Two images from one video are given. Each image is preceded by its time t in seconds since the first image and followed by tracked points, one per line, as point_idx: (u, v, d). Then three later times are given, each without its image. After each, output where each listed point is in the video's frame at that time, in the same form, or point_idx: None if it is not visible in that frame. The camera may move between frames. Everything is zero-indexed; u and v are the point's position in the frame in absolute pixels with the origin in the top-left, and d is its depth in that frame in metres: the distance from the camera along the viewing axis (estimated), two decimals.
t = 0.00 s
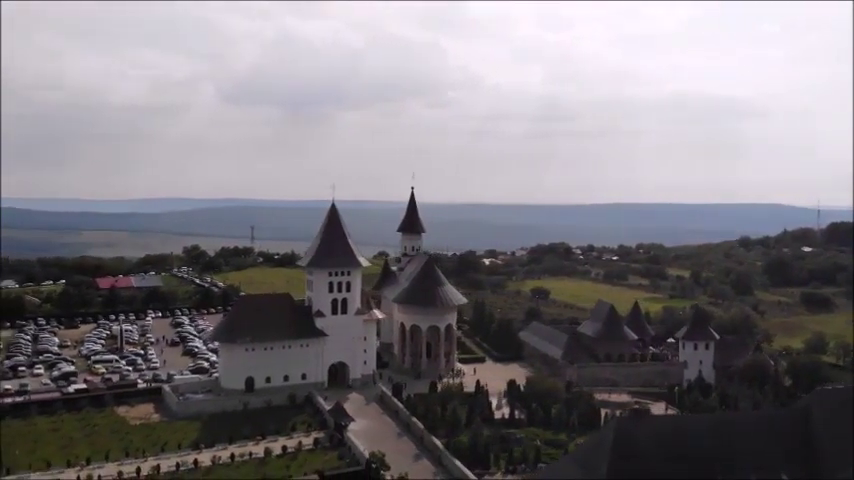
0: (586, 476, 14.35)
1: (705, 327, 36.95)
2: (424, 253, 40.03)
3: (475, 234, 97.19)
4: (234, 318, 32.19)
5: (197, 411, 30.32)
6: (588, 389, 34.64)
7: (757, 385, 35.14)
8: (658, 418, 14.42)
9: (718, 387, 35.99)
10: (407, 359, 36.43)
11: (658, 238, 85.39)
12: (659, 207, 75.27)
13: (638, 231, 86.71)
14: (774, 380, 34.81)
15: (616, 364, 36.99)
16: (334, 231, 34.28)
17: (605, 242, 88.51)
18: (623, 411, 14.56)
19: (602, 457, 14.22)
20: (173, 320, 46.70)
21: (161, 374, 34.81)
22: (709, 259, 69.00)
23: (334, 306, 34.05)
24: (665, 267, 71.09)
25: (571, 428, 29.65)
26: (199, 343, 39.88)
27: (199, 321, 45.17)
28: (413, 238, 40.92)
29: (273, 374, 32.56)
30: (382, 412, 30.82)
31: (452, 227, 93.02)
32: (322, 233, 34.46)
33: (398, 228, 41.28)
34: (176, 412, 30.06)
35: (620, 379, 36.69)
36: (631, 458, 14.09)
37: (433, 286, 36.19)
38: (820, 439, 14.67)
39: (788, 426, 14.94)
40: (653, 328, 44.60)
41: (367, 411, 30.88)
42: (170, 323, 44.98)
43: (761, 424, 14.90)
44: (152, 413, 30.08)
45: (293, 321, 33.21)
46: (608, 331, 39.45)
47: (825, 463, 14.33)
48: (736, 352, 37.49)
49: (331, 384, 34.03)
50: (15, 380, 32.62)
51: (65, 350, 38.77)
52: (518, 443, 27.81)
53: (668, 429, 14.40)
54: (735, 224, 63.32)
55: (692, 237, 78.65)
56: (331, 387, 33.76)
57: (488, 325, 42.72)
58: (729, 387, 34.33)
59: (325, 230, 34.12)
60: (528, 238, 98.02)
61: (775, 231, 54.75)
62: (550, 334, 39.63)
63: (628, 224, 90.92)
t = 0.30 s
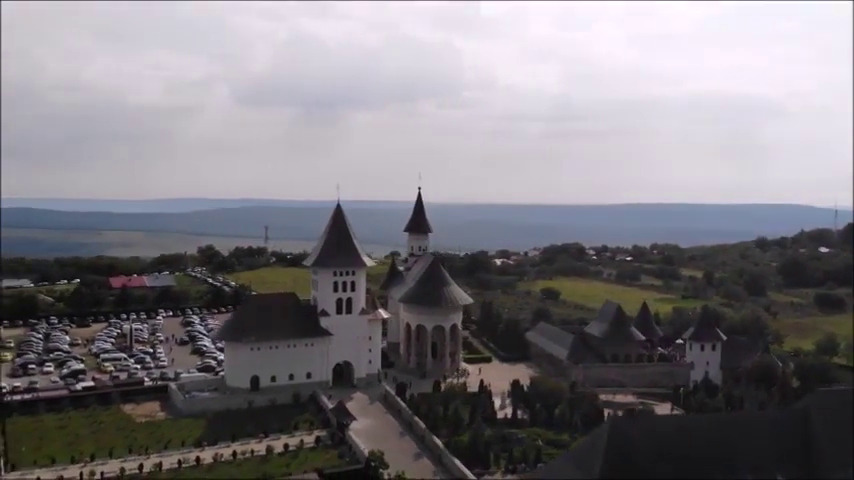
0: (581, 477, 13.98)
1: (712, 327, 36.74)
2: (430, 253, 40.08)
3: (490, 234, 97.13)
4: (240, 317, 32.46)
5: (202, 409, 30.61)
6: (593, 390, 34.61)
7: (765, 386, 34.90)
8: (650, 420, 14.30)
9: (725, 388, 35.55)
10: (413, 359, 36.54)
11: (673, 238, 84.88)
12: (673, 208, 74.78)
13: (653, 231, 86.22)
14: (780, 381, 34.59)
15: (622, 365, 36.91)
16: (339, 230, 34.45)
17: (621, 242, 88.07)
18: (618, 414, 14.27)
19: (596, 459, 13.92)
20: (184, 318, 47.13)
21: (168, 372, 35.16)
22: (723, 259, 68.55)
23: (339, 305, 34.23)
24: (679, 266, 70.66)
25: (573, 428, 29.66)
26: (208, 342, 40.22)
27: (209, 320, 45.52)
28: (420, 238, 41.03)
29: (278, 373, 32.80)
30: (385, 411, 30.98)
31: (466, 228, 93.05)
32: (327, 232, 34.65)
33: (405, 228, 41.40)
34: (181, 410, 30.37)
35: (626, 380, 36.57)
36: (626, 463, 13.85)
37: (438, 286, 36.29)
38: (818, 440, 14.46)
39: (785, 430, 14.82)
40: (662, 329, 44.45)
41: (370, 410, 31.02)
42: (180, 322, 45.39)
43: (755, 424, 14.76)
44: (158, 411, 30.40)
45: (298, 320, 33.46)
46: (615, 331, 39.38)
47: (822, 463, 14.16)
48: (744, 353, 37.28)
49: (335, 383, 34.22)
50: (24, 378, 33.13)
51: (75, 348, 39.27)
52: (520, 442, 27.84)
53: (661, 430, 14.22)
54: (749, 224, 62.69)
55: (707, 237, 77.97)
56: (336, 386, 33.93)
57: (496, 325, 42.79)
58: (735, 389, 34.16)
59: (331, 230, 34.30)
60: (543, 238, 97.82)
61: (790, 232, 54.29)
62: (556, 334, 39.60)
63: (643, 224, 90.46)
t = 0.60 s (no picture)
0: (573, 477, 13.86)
1: (718, 328, 36.57)
2: (437, 253, 40.20)
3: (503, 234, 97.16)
4: (245, 316, 32.72)
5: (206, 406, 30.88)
6: (598, 390, 34.56)
7: (771, 387, 34.67)
8: (644, 417, 14.12)
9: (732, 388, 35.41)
10: (418, 358, 36.66)
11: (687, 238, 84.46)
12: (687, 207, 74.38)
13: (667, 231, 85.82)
14: (787, 382, 34.37)
15: (628, 365, 36.83)
16: (344, 230, 34.66)
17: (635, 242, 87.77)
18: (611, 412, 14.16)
19: (589, 458, 13.75)
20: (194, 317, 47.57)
21: (175, 370, 35.52)
22: (737, 259, 68.08)
23: (343, 304, 34.44)
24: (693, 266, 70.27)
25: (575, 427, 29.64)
26: (216, 341, 40.58)
27: (218, 319, 45.88)
28: (426, 238, 41.16)
29: (283, 371, 33.02)
30: (388, 410, 31.12)
31: (479, 228, 93.10)
32: (332, 232, 34.87)
33: (411, 228, 41.54)
34: (186, 408, 30.66)
35: (631, 380, 36.48)
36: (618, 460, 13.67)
37: (443, 285, 36.39)
38: (812, 439, 14.09)
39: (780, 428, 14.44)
40: (670, 330, 44.30)
41: (373, 408, 31.17)
42: (190, 321, 45.80)
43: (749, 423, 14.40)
44: (163, 408, 30.72)
45: (303, 319, 33.68)
46: (621, 331, 39.30)
47: (817, 463, 13.85)
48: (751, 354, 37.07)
49: (340, 382, 34.41)
50: (33, 375, 33.59)
51: (86, 346, 39.75)
52: (521, 442, 27.87)
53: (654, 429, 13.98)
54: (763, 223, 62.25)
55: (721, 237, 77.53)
56: (340, 385, 34.12)
57: (503, 325, 42.81)
58: (741, 390, 34.00)
59: (335, 229, 34.52)
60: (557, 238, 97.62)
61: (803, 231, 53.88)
62: (562, 334, 39.58)
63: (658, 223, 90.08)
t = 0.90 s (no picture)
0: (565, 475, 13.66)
1: (725, 328, 36.42)
2: (443, 253, 40.34)
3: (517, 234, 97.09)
4: (250, 315, 33.01)
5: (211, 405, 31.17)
6: (602, 390, 34.53)
7: (777, 389, 34.46)
8: (641, 418, 13.85)
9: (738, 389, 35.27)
10: (423, 357, 36.78)
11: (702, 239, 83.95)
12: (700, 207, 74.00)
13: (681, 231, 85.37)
14: (793, 383, 34.15)
15: (633, 366, 36.75)
16: (349, 230, 34.88)
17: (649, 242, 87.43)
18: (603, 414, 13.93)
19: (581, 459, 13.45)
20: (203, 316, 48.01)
21: (182, 368, 35.89)
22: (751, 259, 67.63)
23: (348, 304, 34.66)
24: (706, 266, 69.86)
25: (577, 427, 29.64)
26: (224, 340, 40.93)
27: (227, 318, 46.28)
28: (432, 238, 41.30)
29: (288, 370, 33.25)
30: (391, 409, 31.29)
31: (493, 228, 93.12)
32: (337, 232, 35.10)
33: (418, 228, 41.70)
34: (191, 406, 30.98)
35: (637, 381, 36.41)
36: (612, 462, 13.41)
37: (448, 285, 36.51)
38: (808, 439, 13.78)
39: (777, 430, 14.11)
40: (679, 330, 44.15)
41: (376, 407, 31.35)
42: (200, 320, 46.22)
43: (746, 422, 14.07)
44: (168, 406, 31.06)
45: (308, 319, 33.92)
46: (627, 332, 39.23)
47: (815, 463, 13.49)
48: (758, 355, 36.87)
49: (345, 381, 34.60)
50: (42, 373, 34.09)
51: (96, 344, 40.26)
52: (521, 441, 27.92)
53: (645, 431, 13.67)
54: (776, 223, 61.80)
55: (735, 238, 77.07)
56: (345, 384, 34.31)
57: (510, 325, 42.84)
58: (747, 391, 33.83)
59: (340, 229, 34.75)
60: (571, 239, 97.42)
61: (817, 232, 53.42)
62: (568, 334, 39.57)
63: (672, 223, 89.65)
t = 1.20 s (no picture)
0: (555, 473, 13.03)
1: (731, 329, 36.23)
2: (448, 253, 40.45)
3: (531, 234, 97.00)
4: (255, 314, 33.27)
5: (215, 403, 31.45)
6: (606, 391, 34.46)
7: (782, 390, 34.25)
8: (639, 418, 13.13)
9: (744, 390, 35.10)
10: (428, 357, 36.90)
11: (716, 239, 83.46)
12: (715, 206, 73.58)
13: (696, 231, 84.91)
14: (800, 384, 33.90)
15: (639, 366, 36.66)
16: (354, 230, 35.06)
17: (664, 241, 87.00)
18: (600, 413, 13.20)
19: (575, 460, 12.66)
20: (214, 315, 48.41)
21: (189, 367, 36.23)
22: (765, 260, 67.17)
23: (352, 303, 34.83)
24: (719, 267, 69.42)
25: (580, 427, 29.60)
26: (232, 339, 41.26)
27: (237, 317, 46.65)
28: (439, 238, 41.40)
29: (293, 369, 33.47)
30: (394, 408, 31.43)
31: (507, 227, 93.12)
32: (342, 232, 35.29)
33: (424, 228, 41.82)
34: (196, 404, 31.28)
35: (642, 381, 36.31)
36: (607, 462, 12.60)
37: (453, 285, 36.60)
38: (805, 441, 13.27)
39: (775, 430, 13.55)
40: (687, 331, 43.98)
41: (379, 407, 31.49)
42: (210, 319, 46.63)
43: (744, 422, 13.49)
44: (173, 404, 31.37)
45: (313, 318, 34.13)
46: (633, 332, 39.15)
47: (808, 463, 13.01)
48: (764, 356, 36.63)
49: (349, 380, 34.78)
50: (51, 371, 34.56)
51: (106, 343, 40.74)
52: (522, 441, 27.93)
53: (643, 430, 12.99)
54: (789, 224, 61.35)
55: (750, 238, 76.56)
56: (350, 383, 34.50)
57: (516, 326, 42.86)
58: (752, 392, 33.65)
59: (345, 229, 34.94)
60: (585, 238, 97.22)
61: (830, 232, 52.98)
62: (574, 334, 39.52)
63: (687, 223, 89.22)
